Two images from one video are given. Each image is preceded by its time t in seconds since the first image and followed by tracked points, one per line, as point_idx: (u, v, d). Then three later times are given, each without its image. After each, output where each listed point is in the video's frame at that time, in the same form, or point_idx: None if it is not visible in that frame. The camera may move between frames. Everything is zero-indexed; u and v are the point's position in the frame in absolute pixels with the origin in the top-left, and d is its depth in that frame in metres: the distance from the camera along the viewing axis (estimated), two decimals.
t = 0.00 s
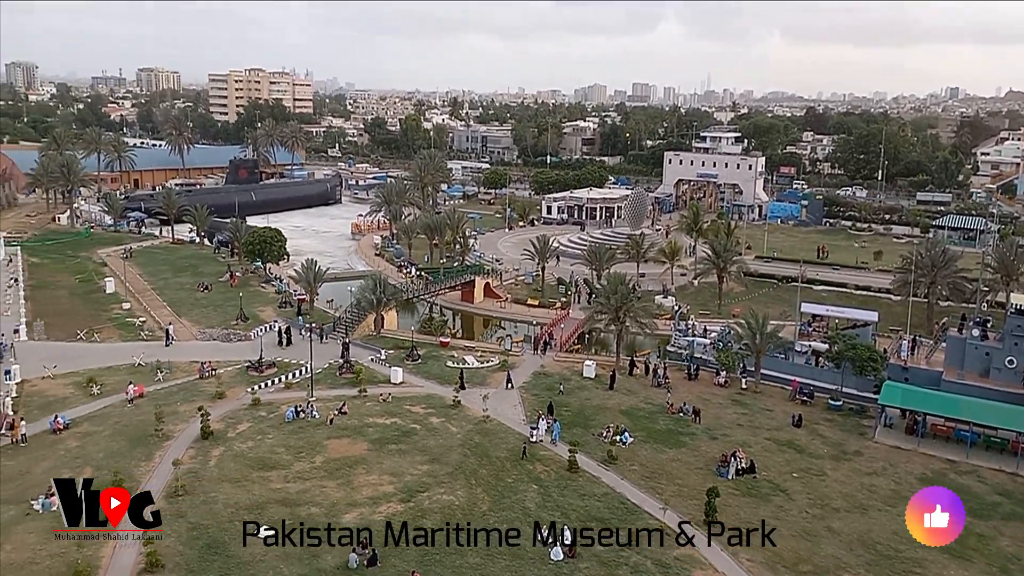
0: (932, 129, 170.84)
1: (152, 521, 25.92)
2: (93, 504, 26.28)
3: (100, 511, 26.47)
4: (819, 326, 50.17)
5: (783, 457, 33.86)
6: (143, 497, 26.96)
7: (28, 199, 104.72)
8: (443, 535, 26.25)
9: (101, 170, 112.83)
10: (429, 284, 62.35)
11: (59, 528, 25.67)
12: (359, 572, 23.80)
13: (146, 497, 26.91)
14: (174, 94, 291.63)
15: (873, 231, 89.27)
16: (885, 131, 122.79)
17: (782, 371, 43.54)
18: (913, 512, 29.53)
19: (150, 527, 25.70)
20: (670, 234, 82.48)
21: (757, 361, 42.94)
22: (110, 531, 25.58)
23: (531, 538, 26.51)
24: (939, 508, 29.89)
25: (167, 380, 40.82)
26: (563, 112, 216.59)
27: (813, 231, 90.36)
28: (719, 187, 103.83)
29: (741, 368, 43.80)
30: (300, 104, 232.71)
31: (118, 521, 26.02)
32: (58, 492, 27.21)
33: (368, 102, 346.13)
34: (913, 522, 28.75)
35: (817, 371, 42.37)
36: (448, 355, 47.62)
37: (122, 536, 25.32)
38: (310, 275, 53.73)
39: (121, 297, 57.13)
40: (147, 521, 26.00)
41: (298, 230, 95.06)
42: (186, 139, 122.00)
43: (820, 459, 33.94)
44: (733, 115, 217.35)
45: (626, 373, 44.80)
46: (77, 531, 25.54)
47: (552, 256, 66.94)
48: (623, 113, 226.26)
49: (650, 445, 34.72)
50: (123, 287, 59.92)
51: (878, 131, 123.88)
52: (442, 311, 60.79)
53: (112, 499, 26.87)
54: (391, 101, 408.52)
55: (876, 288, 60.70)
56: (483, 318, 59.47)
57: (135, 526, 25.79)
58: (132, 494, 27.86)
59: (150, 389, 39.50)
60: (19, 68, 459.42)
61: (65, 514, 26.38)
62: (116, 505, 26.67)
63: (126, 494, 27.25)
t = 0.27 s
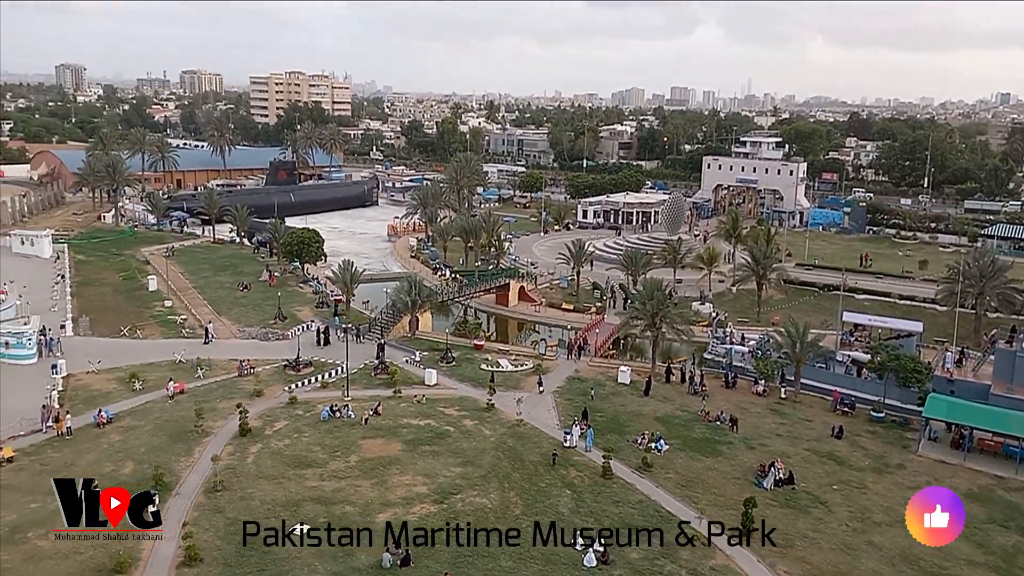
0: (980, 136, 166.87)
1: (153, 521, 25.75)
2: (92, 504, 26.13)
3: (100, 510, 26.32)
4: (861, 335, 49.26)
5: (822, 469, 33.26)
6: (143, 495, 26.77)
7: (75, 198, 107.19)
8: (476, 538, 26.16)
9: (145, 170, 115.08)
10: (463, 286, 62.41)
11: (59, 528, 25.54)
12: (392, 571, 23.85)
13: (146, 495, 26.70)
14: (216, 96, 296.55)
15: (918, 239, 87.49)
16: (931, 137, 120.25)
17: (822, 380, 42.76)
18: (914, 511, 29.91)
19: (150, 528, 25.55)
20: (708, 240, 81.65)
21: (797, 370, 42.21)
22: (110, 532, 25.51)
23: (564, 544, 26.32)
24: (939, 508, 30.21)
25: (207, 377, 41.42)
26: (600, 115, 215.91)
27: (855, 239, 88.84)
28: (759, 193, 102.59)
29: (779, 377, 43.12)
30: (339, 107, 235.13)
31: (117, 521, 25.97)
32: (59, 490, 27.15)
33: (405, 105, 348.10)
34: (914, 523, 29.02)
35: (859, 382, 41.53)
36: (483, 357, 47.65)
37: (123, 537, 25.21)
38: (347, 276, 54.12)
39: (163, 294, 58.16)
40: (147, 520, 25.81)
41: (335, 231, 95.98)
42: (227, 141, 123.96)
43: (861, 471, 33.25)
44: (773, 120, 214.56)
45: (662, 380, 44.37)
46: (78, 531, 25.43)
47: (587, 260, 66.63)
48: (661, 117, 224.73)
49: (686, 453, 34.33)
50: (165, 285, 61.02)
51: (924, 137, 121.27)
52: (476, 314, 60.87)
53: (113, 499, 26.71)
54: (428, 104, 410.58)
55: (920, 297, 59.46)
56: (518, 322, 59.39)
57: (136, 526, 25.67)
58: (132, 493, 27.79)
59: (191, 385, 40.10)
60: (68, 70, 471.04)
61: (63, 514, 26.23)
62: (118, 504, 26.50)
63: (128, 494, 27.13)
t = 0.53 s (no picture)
0: None
1: (152, 522, 25.75)
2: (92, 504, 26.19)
3: (100, 511, 26.35)
4: (907, 339, 48.17)
5: (865, 475, 32.58)
6: (144, 496, 26.76)
7: (121, 199, 109.59)
8: (511, 539, 26.11)
9: (189, 171, 117.22)
10: (500, 287, 62.44)
11: (59, 528, 25.64)
12: (428, 570, 23.95)
13: (146, 497, 26.71)
14: (257, 98, 301.25)
15: (967, 241, 85.36)
16: (981, 136, 117.20)
17: (866, 385, 41.90)
18: (914, 510, 29.76)
19: (150, 527, 25.56)
20: (749, 242, 80.60)
21: (840, 374, 41.41)
22: (109, 531, 25.57)
23: (599, 546, 26.14)
24: (939, 508, 30.12)
25: (248, 375, 42.01)
26: (639, 115, 214.55)
27: (901, 240, 86.98)
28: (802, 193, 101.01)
29: (822, 381, 42.36)
30: (378, 108, 237.09)
31: (117, 521, 25.98)
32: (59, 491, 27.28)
33: (443, 105, 349.56)
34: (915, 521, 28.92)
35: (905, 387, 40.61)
36: (519, 358, 47.62)
37: (121, 537, 25.25)
38: (385, 276, 54.47)
39: (205, 293, 59.16)
40: (148, 521, 25.85)
41: (374, 232, 96.78)
42: (268, 142, 125.70)
43: (906, 478, 32.51)
44: (816, 118, 211.01)
45: (701, 383, 43.89)
46: (78, 531, 25.51)
47: (625, 261, 66.21)
48: (700, 116, 222.47)
49: (725, 457, 33.90)
50: (207, 284, 62.05)
51: (973, 136, 118.27)
52: (513, 314, 60.83)
53: (114, 498, 26.62)
54: (465, 105, 411.83)
55: (970, 301, 57.95)
56: (555, 323, 59.24)
57: (135, 526, 25.66)
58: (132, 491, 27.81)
59: (232, 383, 40.70)
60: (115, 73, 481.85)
61: (64, 514, 26.33)
62: (117, 504, 26.42)
63: (128, 492, 27.01)
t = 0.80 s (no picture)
0: None
1: (153, 522, 25.34)
2: (92, 504, 25.71)
3: (100, 511, 25.88)
4: (940, 346, 47.39)
5: (895, 483, 32.07)
6: (143, 496, 26.27)
7: (153, 195, 111.07)
8: (535, 540, 26.02)
9: (219, 168, 118.52)
10: (525, 287, 62.35)
11: (59, 528, 25.13)
12: (452, 568, 23.99)
13: (146, 496, 26.22)
14: (287, 96, 303.94)
15: (1003, 246, 83.84)
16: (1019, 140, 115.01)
17: (898, 392, 41.28)
18: (914, 510, 29.80)
19: (150, 528, 25.17)
20: (778, 244, 79.79)
21: (870, 380, 40.81)
22: (109, 531, 25.11)
23: (624, 549, 25.97)
24: (939, 508, 30.18)
25: (275, 371, 42.33)
26: (668, 116, 213.36)
27: (935, 245, 85.63)
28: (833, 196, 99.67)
29: (852, 387, 41.80)
30: (405, 107, 238.14)
31: (118, 521, 25.55)
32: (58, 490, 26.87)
33: (471, 104, 350.10)
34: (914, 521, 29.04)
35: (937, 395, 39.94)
36: (544, 359, 47.53)
37: (122, 537, 24.79)
38: (411, 274, 54.56)
39: (234, 289, 59.76)
40: (148, 521, 25.43)
41: (401, 230, 97.19)
42: (297, 140, 126.69)
43: (938, 487, 31.95)
44: (849, 120, 208.32)
45: (728, 387, 43.48)
46: (78, 531, 25.01)
47: (652, 263, 65.77)
48: (730, 117, 220.56)
49: (752, 462, 33.55)
50: (236, 280, 62.66)
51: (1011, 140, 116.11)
52: (539, 315, 60.74)
53: (113, 498, 26.15)
54: (492, 104, 410.60)
55: (1006, 308, 56.89)
56: (580, 324, 59.02)
57: (136, 526, 25.23)
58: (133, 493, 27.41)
59: (259, 378, 41.05)
60: (148, 71, 487.60)
61: (63, 514, 25.82)
62: (117, 504, 25.96)
63: (127, 493, 26.57)
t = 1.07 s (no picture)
0: None
1: (153, 521, 25.23)
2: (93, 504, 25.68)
3: (100, 511, 25.82)
4: (977, 351, 46.46)
5: (931, 491, 31.46)
6: (144, 497, 26.30)
7: (186, 194, 112.66)
8: (561, 542, 25.90)
9: (251, 168, 119.84)
10: (553, 288, 62.24)
11: (59, 527, 24.98)
12: (479, 567, 23.96)
13: (146, 497, 26.25)
14: (317, 96, 306.62)
15: None
16: None
17: (934, 398, 40.52)
18: (914, 513, 29.52)
19: (150, 528, 25.02)
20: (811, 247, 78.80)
21: (906, 385, 40.09)
22: (109, 531, 24.95)
23: (651, 552, 25.76)
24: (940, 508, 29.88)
25: (305, 368, 42.66)
26: (698, 115, 211.72)
27: (973, 248, 84.04)
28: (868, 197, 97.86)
29: (886, 393, 41.11)
30: (435, 107, 238.95)
31: (117, 521, 25.42)
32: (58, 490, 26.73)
33: (499, 103, 350.72)
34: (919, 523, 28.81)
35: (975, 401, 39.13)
36: (572, 359, 47.37)
37: (122, 536, 24.64)
38: (439, 274, 54.72)
39: (265, 287, 60.36)
40: (147, 521, 25.32)
41: (429, 230, 97.50)
42: (327, 140, 127.67)
43: (975, 496, 31.28)
44: (884, 120, 205.13)
45: (759, 390, 42.99)
46: (78, 530, 24.88)
47: (682, 264, 65.30)
48: (762, 117, 218.27)
49: (783, 467, 33.11)
50: (267, 278, 63.27)
51: None
52: (567, 315, 60.57)
53: (113, 499, 26.20)
54: (515, 103, 411.13)
55: None
56: (609, 324, 58.78)
57: (136, 526, 25.09)
58: (132, 493, 27.27)
59: (289, 375, 41.40)
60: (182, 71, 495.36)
61: (63, 514, 25.71)
62: (117, 504, 25.93)
63: (128, 495, 26.63)
